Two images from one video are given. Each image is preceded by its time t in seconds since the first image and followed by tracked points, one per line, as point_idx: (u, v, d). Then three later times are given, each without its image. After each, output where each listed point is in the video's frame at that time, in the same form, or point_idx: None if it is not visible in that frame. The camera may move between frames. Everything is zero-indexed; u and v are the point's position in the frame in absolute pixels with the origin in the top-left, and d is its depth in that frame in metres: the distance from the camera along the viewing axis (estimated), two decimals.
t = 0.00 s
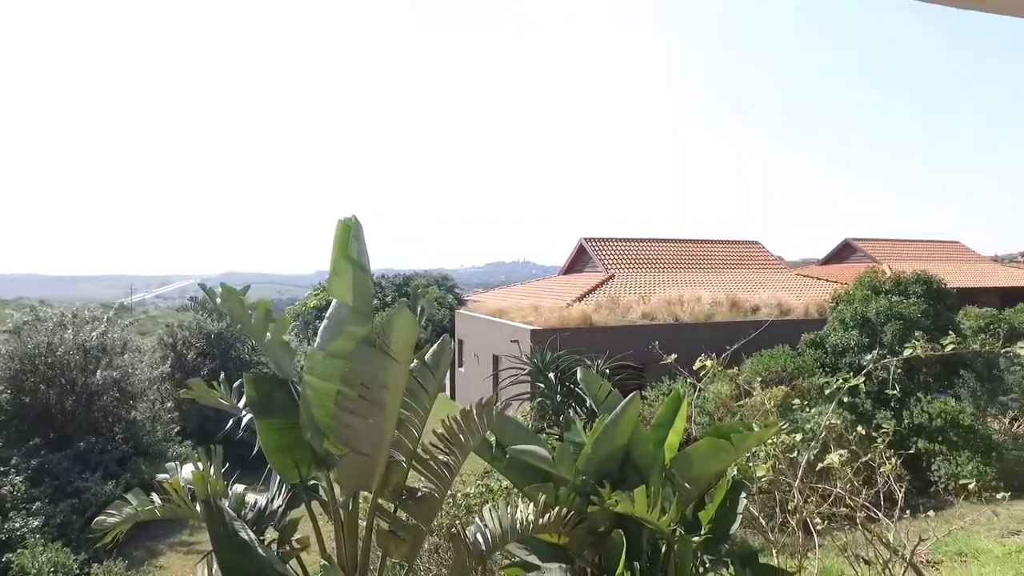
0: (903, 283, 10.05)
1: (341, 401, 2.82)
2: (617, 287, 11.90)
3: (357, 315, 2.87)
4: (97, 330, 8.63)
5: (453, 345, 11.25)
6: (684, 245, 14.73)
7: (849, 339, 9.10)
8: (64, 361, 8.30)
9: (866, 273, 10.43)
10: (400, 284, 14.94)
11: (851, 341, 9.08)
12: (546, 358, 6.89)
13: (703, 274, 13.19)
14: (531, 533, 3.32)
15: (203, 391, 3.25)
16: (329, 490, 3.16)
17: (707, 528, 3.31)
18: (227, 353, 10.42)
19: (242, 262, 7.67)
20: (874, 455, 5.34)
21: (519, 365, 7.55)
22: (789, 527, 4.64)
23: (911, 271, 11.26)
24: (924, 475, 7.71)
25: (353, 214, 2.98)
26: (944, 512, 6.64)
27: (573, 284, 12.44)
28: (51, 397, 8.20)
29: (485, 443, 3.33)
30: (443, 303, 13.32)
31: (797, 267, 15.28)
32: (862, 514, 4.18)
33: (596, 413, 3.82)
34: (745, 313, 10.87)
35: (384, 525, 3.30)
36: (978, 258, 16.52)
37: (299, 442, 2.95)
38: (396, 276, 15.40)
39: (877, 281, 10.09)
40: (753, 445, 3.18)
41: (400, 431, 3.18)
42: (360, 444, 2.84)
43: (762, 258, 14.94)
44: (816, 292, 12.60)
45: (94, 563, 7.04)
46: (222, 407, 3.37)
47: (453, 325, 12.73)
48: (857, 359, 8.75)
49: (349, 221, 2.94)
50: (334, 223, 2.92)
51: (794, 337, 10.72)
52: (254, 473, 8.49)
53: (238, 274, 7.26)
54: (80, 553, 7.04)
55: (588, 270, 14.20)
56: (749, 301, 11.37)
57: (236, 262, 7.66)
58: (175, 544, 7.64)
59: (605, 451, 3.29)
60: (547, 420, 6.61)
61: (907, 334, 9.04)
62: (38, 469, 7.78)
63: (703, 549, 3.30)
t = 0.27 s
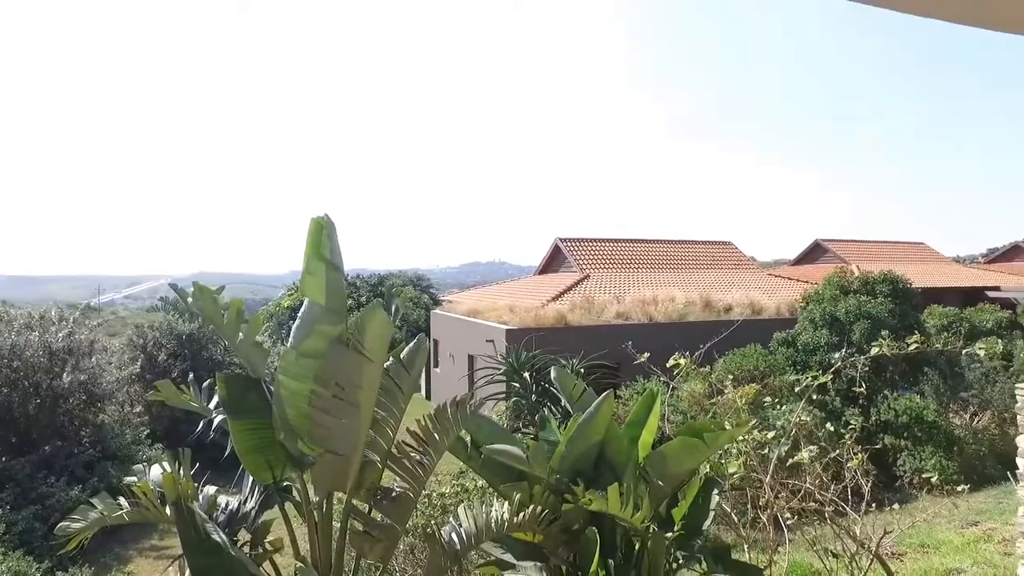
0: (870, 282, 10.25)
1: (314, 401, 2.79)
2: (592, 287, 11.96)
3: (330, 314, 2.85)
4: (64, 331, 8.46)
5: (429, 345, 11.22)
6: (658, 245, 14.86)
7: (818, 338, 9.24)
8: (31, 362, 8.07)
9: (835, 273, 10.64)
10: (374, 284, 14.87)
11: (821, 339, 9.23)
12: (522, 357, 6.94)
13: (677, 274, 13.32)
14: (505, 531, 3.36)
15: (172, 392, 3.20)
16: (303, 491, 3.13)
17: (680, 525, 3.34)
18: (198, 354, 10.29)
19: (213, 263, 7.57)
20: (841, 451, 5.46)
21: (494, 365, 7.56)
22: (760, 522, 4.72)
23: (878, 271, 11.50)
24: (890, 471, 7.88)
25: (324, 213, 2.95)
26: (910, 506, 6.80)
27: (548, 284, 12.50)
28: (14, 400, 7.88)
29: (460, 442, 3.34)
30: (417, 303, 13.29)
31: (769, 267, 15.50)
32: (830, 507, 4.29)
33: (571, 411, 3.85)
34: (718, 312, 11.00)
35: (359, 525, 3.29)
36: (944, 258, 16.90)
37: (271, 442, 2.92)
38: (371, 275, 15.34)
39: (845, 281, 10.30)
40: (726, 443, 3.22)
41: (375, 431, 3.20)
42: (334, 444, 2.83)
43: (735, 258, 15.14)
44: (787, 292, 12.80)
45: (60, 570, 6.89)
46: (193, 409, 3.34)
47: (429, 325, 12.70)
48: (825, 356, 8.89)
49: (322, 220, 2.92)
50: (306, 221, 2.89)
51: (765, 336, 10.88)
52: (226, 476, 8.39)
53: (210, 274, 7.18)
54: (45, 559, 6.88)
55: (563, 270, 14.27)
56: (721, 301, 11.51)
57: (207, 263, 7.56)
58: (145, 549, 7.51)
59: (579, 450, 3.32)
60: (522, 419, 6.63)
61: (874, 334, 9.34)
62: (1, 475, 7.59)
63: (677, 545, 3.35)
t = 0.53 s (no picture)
0: (838, 282, 10.45)
1: (287, 401, 2.77)
2: (566, 287, 12.00)
3: (303, 313, 2.83)
4: (26, 332, 8.25)
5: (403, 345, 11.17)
6: (631, 245, 14.97)
7: (788, 337, 9.37)
8: None
9: (803, 273, 10.82)
10: (347, 284, 14.77)
11: (791, 338, 9.37)
12: (496, 357, 6.96)
13: (648, 273, 13.45)
14: (479, 530, 3.35)
15: (140, 394, 3.15)
16: (275, 491, 3.11)
17: (654, 520, 3.38)
18: (167, 356, 10.11)
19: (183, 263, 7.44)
20: (809, 447, 5.55)
21: (468, 365, 7.55)
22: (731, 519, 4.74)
23: (845, 271, 11.73)
24: (856, 466, 7.99)
25: (299, 211, 2.93)
26: (875, 500, 6.94)
27: (522, 284, 12.53)
28: None
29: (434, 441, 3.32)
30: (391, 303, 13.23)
31: (739, 268, 15.71)
32: (799, 502, 4.37)
33: (544, 409, 3.87)
34: (690, 312, 11.11)
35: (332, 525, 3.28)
36: (909, 259, 17.28)
37: (243, 442, 2.89)
38: (344, 275, 15.23)
39: (813, 280, 10.49)
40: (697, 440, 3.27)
41: (348, 430, 3.18)
42: (307, 444, 2.81)
43: (707, 259, 15.32)
44: (758, 291, 12.99)
45: None
46: (162, 410, 3.30)
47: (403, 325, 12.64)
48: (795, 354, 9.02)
49: (296, 218, 2.90)
50: (280, 220, 2.88)
51: (736, 336, 11.03)
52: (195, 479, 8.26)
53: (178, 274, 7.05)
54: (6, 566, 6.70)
55: (537, 270, 14.31)
56: (694, 300, 11.62)
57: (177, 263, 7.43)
58: (111, 554, 7.36)
59: (552, 448, 3.35)
60: (496, 418, 6.62)
61: (840, 333, 9.51)
62: None
63: (649, 541, 3.34)
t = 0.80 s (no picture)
0: (809, 282, 10.62)
1: (260, 401, 2.73)
2: (543, 287, 12.04)
3: (276, 312, 2.80)
4: None
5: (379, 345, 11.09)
6: (608, 246, 15.05)
7: (761, 336, 9.50)
8: None
9: (776, 273, 10.97)
10: (321, 284, 14.64)
11: (763, 337, 9.49)
12: (473, 356, 6.96)
13: (625, 273, 13.54)
14: (456, 529, 3.33)
15: (111, 394, 3.11)
16: (249, 492, 3.08)
17: (630, 518, 3.39)
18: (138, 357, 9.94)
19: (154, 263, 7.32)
20: (781, 443, 5.64)
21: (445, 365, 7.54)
22: (705, 515, 4.81)
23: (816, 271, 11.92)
24: (827, 463, 8.10)
25: (273, 209, 2.92)
26: (846, 495, 7.06)
27: (498, 284, 12.55)
28: None
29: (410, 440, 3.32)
30: (367, 303, 13.15)
31: (713, 268, 15.90)
32: (771, 498, 4.44)
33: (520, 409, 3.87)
34: (665, 312, 11.22)
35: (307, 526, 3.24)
36: (878, 259, 17.62)
37: (217, 443, 2.87)
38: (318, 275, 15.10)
39: (786, 280, 10.64)
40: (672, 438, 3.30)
41: (323, 430, 3.15)
42: (281, 444, 2.76)
43: (681, 259, 15.46)
44: (732, 291, 13.15)
45: None
46: (133, 411, 3.26)
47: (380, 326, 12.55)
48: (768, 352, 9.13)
49: (269, 215, 2.88)
50: (253, 217, 2.86)
51: (711, 335, 11.16)
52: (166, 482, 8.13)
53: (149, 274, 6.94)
54: None
55: (514, 270, 14.33)
56: (669, 300, 11.73)
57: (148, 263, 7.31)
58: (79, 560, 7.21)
59: (528, 447, 3.35)
60: (473, 418, 6.63)
61: (811, 331, 9.69)
62: None
63: (625, 538, 3.36)
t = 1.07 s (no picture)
0: (781, 282, 10.77)
1: (232, 400, 2.68)
2: (518, 287, 12.06)
3: (249, 310, 2.77)
4: None
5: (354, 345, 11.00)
6: (583, 246, 15.12)
7: (733, 335, 9.62)
8: None
9: (749, 273, 11.10)
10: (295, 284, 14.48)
11: (735, 337, 9.62)
12: (448, 356, 6.94)
13: (599, 273, 13.61)
14: (430, 527, 3.29)
15: (77, 394, 3.05)
16: (221, 492, 3.04)
17: (604, 515, 3.44)
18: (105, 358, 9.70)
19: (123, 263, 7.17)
20: (752, 440, 5.71)
21: (420, 365, 7.51)
22: (677, 511, 4.85)
23: (787, 271, 12.10)
24: (798, 459, 8.26)
25: (247, 207, 2.91)
26: (816, 490, 7.18)
27: (474, 284, 12.54)
28: None
29: (384, 439, 3.32)
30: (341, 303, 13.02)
31: (687, 268, 16.05)
32: (742, 493, 4.50)
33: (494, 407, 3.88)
34: (640, 312, 11.32)
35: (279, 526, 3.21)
36: (847, 260, 17.95)
37: (187, 444, 2.82)
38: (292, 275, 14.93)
39: (758, 280, 10.77)
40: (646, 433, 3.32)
41: (297, 430, 3.10)
42: (253, 444, 2.70)
43: (655, 259, 15.59)
44: (705, 291, 13.29)
45: None
46: (100, 410, 3.20)
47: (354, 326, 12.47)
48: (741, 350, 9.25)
49: (243, 213, 2.88)
50: (226, 215, 2.86)
51: (684, 334, 11.28)
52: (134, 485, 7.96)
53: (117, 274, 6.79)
54: None
55: (489, 270, 14.33)
56: (643, 300, 11.83)
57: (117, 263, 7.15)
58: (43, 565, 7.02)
59: (503, 446, 3.35)
60: (448, 418, 6.62)
61: (782, 330, 9.86)
62: None
63: (599, 535, 3.42)
